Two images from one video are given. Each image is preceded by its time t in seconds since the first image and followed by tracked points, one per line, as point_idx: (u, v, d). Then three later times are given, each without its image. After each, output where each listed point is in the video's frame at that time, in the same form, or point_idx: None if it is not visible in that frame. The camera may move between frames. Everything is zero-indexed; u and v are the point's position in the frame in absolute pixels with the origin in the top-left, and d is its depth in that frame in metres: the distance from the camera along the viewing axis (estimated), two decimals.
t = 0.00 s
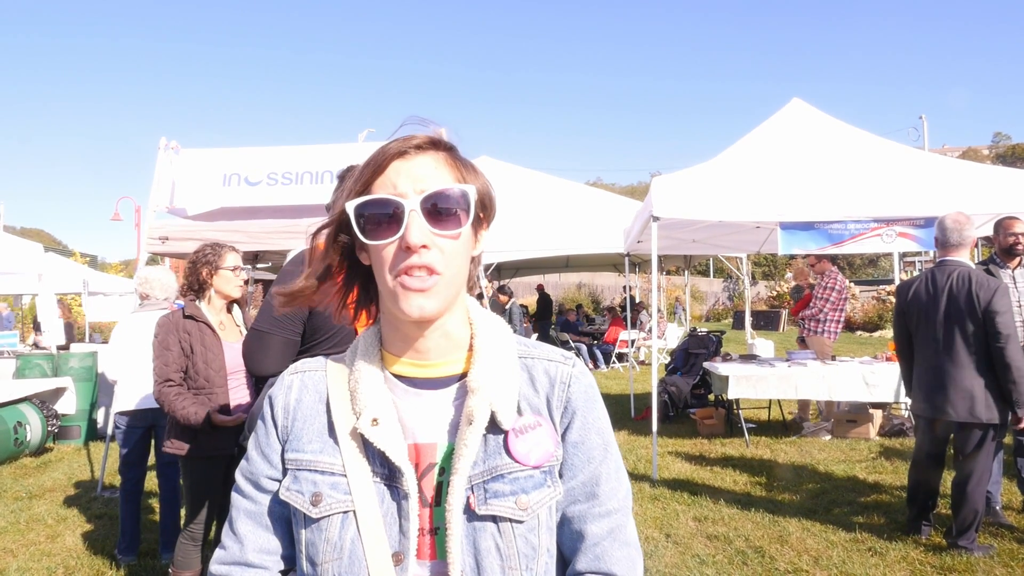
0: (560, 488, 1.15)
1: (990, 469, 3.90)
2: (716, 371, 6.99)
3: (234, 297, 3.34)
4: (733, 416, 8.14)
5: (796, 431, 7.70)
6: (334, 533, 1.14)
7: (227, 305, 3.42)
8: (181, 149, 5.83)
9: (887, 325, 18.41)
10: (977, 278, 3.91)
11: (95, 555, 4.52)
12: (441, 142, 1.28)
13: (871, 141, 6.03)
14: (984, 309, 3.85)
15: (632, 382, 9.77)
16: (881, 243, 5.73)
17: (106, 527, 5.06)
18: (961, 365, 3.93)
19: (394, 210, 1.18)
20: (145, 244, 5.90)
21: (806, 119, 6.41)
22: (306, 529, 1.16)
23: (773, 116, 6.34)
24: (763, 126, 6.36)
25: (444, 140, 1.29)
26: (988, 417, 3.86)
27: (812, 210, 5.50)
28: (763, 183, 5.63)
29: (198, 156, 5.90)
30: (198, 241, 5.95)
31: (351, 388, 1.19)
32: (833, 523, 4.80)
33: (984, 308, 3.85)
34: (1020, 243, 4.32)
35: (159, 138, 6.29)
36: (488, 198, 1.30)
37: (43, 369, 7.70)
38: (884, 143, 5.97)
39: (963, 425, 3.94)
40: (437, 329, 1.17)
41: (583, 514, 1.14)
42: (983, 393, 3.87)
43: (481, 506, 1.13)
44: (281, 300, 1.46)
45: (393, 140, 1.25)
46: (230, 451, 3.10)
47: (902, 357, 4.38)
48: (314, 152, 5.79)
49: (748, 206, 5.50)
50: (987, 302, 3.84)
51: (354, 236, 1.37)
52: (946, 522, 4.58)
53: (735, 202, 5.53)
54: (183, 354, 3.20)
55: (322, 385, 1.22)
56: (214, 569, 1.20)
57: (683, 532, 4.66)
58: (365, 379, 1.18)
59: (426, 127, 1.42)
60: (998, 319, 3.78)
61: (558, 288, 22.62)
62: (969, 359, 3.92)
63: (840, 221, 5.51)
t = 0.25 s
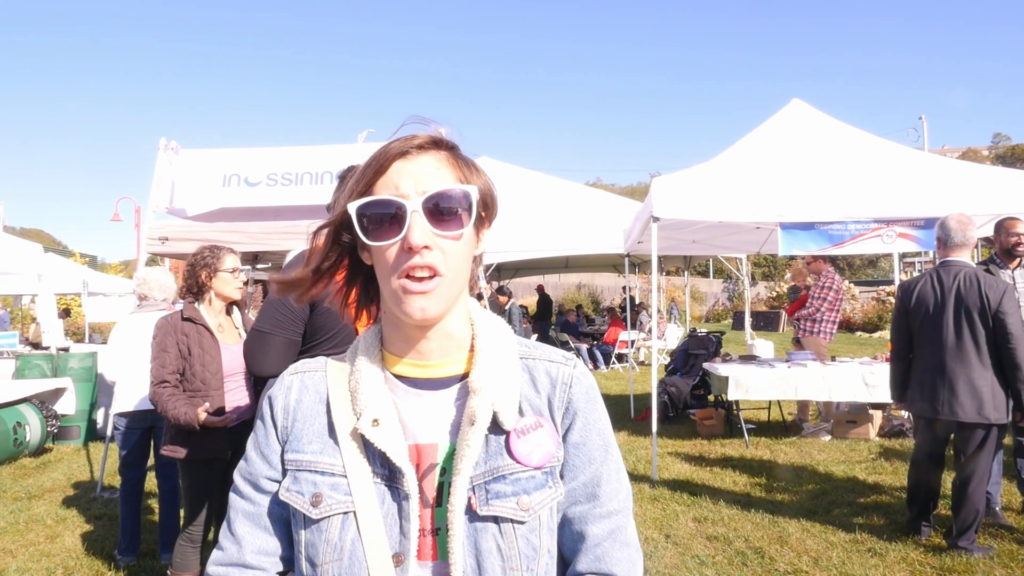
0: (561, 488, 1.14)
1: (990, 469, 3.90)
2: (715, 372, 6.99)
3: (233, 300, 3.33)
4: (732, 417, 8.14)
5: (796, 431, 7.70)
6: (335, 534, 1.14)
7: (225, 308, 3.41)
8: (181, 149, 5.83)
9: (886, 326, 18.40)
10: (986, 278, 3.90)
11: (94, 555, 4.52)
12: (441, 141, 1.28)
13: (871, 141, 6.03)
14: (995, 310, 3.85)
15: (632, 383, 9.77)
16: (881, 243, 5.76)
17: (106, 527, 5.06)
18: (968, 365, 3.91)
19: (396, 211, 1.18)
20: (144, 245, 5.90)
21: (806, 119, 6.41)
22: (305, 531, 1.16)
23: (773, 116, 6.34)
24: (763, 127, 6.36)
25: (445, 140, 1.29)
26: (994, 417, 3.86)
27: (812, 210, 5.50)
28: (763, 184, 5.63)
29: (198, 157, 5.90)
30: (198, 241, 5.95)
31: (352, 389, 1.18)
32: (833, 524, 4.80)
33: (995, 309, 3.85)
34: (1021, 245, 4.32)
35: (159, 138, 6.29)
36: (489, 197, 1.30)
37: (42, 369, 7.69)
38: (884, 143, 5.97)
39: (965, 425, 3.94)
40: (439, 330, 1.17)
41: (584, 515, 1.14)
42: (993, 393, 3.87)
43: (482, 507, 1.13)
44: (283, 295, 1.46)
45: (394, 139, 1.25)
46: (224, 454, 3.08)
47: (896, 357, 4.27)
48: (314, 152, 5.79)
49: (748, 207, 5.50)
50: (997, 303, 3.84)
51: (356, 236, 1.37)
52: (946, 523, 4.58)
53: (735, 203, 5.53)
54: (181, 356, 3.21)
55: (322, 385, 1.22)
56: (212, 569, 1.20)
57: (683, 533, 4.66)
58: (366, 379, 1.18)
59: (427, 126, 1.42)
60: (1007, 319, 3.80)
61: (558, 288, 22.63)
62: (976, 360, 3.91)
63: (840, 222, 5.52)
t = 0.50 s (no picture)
0: (561, 490, 1.15)
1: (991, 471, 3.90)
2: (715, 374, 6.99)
3: (231, 304, 3.32)
4: (732, 418, 8.13)
5: (796, 433, 7.70)
6: (335, 535, 1.14)
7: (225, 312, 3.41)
8: (181, 150, 5.84)
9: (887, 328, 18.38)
10: (991, 280, 3.91)
11: (93, 556, 4.51)
12: (442, 144, 1.28)
13: (871, 144, 6.04)
14: (999, 312, 3.88)
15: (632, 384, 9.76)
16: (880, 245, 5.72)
17: (105, 528, 5.05)
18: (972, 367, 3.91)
19: (396, 213, 1.18)
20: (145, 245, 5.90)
21: (806, 121, 6.42)
22: (306, 533, 1.16)
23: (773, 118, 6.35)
24: (764, 129, 6.37)
25: (445, 143, 1.30)
26: (997, 417, 3.88)
27: (812, 212, 5.50)
28: (763, 186, 5.64)
29: (199, 157, 5.90)
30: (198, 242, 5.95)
31: (352, 390, 1.18)
32: (833, 526, 4.80)
33: (999, 311, 3.88)
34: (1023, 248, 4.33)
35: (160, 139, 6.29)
36: (489, 200, 1.30)
37: (42, 370, 7.69)
38: (884, 145, 5.98)
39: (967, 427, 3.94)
40: (439, 331, 1.17)
41: (583, 516, 1.14)
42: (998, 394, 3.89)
43: (482, 508, 1.13)
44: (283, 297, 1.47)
45: (394, 143, 1.26)
46: (221, 458, 3.08)
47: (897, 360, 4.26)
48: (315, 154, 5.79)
49: (748, 209, 5.50)
50: (1001, 305, 3.87)
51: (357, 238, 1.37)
52: (945, 525, 4.57)
53: (735, 205, 5.54)
54: (179, 360, 3.21)
55: (323, 387, 1.22)
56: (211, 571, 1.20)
57: (683, 534, 4.66)
58: (366, 380, 1.18)
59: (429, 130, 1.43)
60: (1011, 320, 3.84)
61: (558, 290, 22.63)
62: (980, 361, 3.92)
63: (840, 224, 5.52)
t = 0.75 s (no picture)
0: (564, 491, 1.15)
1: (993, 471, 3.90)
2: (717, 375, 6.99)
3: (231, 306, 3.32)
4: (734, 419, 8.13)
5: (797, 434, 7.70)
6: (339, 534, 1.14)
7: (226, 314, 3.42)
8: (183, 152, 5.85)
9: (888, 328, 18.35)
10: (995, 280, 3.92)
11: (95, 558, 4.52)
12: (437, 147, 1.27)
13: (872, 144, 6.04)
14: (1004, 312, 3.88)
15: (633, 385, 9.76)
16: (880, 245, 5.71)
17: (107, 531, 5.05)
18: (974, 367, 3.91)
19: (401, 223, 1.18)
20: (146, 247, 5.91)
21: (806, 121, 6.42)
22: (308, 531, 1.15)
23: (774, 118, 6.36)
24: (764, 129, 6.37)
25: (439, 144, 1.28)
26: (1001, 417, 3.87)
27: (813, 212, 5.50)
28: (764, 186, 5.64)
29: (201, 159, 5.91)
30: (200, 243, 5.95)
31: (357, 392, 1.19)
32: (835, 526, 4.79)
33: (1003, 311, 3.88)
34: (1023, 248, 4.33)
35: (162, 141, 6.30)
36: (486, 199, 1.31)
37: (44, 372, 7.70)
38: (884, 145, 5.98)
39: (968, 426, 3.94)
40: (446, 337, 1.18)
41: (586, 517, 1.14)
42: (1002, 393, 3.89)
43: (484, 509, 1.14)
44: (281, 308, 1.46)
45: (390, 149, 1.23)
46: (220, 460, 3.07)
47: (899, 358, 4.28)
48: (316, 155, 5.80)
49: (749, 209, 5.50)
50: (1005, 305, 3.88)
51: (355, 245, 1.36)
52: (948, 526, 4.57)
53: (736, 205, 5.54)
54: (179, 362, 3.22)
55: (328, 388, 1.22)
56: (201, 561, 1.20)
57: (684, 535, 4.65)
58: (371, 382, 1.18)
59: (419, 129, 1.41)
60: (1014, 320, 3.84)
61: (559, 291, 22.63)
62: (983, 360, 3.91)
63: (841, 225, 5.51)
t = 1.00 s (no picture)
0: (563, 485, 1.14)
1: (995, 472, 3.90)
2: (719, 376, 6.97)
3: (230, 308, 3.32)
4: (736, 420, 8.13)
5: (799, 434, 7.69)
6: (340, 534, 1.14)
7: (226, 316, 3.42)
8: (184, 154, 5.86)
9: (890, 328, 18.34)
10: (994, 280, 3.91)
11: (98, 561, 4.52)
12: (430, 150, 1.27)
13: (872, 144, 6.04)
14: (1003, 311, 3.86)
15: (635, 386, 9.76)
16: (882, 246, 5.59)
17: (109, 533, 5.06)
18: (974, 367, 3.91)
19: (395, 228, 1.18)
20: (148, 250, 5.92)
21: (807, 121, 6.42)
22: (307, 529, 1.15)
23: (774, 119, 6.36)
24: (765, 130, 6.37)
25: (431, 148, 1.28)
26: (1002, 417, 3.85)
27: (814, 212, 5.50)
28: (765, 186, 5.64)
29: (202, 162, 5.92)
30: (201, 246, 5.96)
31: (358, 393, 1.19)
32: (837, 527, 4.79)
33: (1003, 310, 3.87)
34: None
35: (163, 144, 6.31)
36: (480, 200, 1.31)
37: (46, 374, 7.71)
38: (885, 145, 5.98)
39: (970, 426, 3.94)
40: (443, 338, 1.18)
41: (588, 509, 1.13)
42: (1002, 392, 3.87)
43: (484, 505, 1.14)
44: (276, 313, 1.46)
45: (381, 154, 1.23)
46: (221, 462, 3.09)
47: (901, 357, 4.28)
48: (316, 157, 5.81)
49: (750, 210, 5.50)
50: (1005, 305, 3.86)
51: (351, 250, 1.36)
52: (950, 526, 4.56)
53: (737, 206, 5.54)
54: (180, 364, 3.22)
55: (328, 390, 1.22)
56: (188, 549, 1.18)
57: (686, 536, 4.65)
58: (370, 384, 1.18)
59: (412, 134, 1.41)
60: (1014, 319, 3.82)
61: (560, 292, 22.62)
62: (983, 359, 3.91)
63: (842, 225, 5.49)
